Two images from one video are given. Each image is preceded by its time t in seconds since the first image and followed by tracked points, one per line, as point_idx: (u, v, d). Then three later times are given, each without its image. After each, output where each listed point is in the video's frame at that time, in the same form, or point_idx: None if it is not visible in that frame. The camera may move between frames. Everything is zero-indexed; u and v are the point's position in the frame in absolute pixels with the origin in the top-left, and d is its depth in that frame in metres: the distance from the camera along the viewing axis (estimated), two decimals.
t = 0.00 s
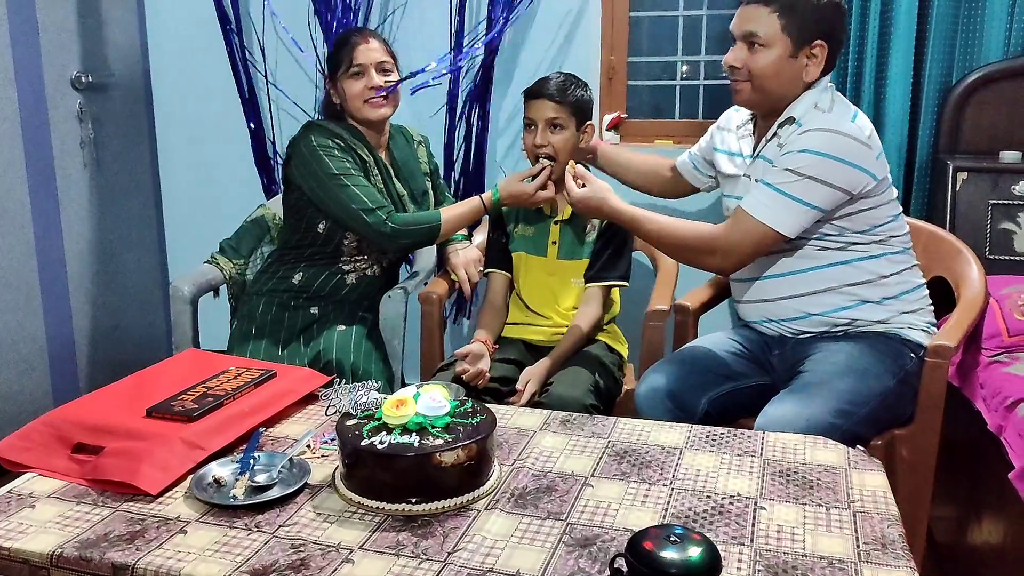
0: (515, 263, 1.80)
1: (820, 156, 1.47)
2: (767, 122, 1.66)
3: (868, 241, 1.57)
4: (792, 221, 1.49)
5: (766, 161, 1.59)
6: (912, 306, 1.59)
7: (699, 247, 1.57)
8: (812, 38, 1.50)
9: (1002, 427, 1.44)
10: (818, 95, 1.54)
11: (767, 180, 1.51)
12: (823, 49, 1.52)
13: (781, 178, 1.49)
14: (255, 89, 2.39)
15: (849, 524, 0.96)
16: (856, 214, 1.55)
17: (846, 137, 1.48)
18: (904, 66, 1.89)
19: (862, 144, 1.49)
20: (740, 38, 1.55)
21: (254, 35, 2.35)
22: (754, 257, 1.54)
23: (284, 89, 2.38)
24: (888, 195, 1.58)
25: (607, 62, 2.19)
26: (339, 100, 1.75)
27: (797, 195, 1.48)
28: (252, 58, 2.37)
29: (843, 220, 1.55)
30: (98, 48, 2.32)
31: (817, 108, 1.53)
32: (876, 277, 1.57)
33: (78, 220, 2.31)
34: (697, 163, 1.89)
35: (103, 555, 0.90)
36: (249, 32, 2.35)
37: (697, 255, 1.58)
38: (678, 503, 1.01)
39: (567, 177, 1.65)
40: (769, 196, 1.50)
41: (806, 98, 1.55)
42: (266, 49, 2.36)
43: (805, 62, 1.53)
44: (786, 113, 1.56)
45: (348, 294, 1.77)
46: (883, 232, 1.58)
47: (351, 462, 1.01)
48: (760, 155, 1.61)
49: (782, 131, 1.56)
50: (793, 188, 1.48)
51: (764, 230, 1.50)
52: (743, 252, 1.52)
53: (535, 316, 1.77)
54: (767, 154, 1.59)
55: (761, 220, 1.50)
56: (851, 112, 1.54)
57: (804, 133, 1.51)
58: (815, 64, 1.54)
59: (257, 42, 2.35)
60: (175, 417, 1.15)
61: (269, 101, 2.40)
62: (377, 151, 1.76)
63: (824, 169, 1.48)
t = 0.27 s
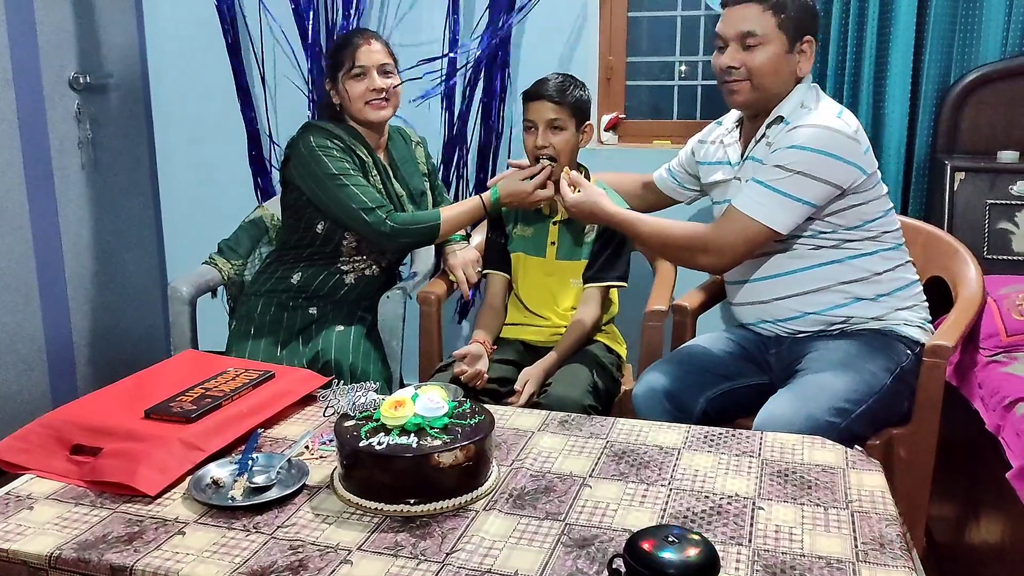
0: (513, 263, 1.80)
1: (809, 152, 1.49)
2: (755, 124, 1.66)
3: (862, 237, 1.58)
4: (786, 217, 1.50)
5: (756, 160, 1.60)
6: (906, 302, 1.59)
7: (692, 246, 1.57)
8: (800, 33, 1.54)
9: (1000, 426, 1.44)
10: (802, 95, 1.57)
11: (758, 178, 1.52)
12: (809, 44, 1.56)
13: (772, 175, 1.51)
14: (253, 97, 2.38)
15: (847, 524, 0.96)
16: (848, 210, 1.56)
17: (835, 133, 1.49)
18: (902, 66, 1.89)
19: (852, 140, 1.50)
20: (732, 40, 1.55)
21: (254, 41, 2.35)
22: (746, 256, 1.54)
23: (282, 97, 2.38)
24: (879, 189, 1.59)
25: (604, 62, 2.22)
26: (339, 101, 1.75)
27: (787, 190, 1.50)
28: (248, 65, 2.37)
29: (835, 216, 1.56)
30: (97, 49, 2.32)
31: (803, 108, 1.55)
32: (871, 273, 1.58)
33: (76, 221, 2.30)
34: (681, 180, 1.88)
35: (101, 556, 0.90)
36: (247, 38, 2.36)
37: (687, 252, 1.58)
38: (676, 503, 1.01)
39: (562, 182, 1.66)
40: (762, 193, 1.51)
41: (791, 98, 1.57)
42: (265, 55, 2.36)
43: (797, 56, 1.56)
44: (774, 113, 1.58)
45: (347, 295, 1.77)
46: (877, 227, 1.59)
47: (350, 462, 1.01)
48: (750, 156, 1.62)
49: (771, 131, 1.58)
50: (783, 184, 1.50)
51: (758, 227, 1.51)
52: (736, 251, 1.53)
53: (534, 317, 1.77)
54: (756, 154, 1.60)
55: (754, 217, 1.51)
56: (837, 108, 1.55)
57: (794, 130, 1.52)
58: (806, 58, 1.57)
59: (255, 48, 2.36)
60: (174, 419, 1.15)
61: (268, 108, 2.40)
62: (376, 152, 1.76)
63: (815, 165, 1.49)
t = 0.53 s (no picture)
0: (513, 265, 1.80)
1: (800, 156, 1.49)
2: (745, 127, 1.67)
3: (858, 238, 1.59)
4: (778, 221, 1.51)
5: (749, 165, 1.60)
6: (903, 302, 1.60)
7: (686, 249, 1.57)
8: (785, 31, 1.55)
9: (998, 426, 1.44)
10: (791, 97, 1.58)
11: (751, 183, 1.53)
12: (794, 41, 1.58)
13: (765, 179, 1.51)
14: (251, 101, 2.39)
15: (845, 523, 0.96)
16: (844, 211, 1.57)
17: (826, 136, 1.49)
18: (898, 65, 1.89)
19: (843, 142, 1.51)
20: (721, 44, 1.55)
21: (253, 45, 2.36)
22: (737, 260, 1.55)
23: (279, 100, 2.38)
24: (874, 190, 1.59)
25: (602, 62, 2.22)
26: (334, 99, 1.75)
27: (779, 195, 1.50)
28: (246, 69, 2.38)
29: (829, 219, 1.57)
30: (95, 49, 2.32)
31: (794, 111, 1.56)
32: (868, 274, 1.58)
33: (74, 221, 2.30)
34: (677, 182, 1.89)
35: (99, 556, 0.90)
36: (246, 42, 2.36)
37: (683, 256, 1.58)
38: (674, 502, 1.01)
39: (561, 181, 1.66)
40: (753, 198, 1.51)
41: (780, 101, 1.57)
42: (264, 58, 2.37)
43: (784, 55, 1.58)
44: (763, 118, 1.59)
45: (345, 295, 1.77)
46: (873, 228, 1.59)
47: (348, 463, 1.01)
48: (743, 160, 1.62)
49: (762, 135, 1.58)
50: (777, 188, 1.50)
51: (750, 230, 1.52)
52: (725, 255, 1.54)
53: (533, 317, 1.76)
54: (749, 158, 1.60)
55: (747, 222, 1.52)
56: (829, 110, 1.55)
57: (784, 134, 1.52)
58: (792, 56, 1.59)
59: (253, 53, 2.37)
60: (171, 418, 1.15)
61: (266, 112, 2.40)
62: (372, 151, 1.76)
63: (806, 169, 1.49)
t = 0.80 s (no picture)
0: (513, 266, 1.80)
1: (788, 159, 1.49)
2: (733, 130, 1.67)
3: (849, 238, 1.60)
4: (768, 224, 1.52)
5: (739, 169, 1.61)
6: (897, 299, 1.60)
7: (680, 254, 1.58)
8: (770, 36, 1.55)
9: (995, 425, 1.44)
10: (778, 101, 1.58)
11: (741, 187, 1.53)
12: (780, 45, 1.58)
13: (755, 183, 1.52)
14: (246, 105, 2.40)
15: (842, 523, 0.96)
16: (835, 211, 1.58)
17: (813, 138, 1.50)
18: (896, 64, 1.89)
19: (831, 144, 1.51)
20: (709, 49, 1.55)
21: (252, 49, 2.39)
22: (731, 263, 1.56)
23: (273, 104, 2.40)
24: (864, 190, 1.60)
25: (601, 61, 2.21)
26: (327, 100, 1.74)
27: (769, 198, 1.51)
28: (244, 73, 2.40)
29: (820, 220, 1.58)
30: (92, 49, 2.31)
31: (781, 115, 1.56)
32: (863, 271, 1.59)
33: (72, 221, 2.30)
34: (670, 181, 1.89)
35: (96, 557, 0.90)
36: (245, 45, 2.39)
37: (677, 260, 1.58)
38: (671, 502, 1.01)
39: (557, 187, 1.67)
40: (743, 202, 1.52)
41: (768, 104, 1.58)
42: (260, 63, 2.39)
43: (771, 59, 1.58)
44: (751, 122, 1.59)
45: (342, 295, 1.77)
46: (863, 227, 1.61)
47: (345, 462, 1.01)
48: (732, 163, 1.63)
49: (750, 139, 1.59)
50: (766, 192, 1.51)
51: (742, 233, 1.52)
52: (717, 259, 1.54)
53: (530, 316, 1.77)
54: (739, 162, 1.61)
55: (736, 225, 1.52)
56: (816, 113, 1.56)
57: (772, 138, 1.53)
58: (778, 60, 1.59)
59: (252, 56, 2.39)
60: (168, 419, 1.15)
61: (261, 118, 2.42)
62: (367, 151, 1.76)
63: (795, 172, 1.50)
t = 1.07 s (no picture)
0: (512, 266, 1.80)
1: (779, 160, 1.50)
2: (726, 131, 1.67)
3: (840, 237, 1.60)
4: (759, 225, 1.52)
5: (730, 170, 1.61)
6: (892, 296, 1.60)
7: (676, 255, 1.58)
8: (760, 38, 1.55)
9: (992, 424, 1.44)
10: (768, 103, 1.58)
11: (733, 188, 1.54)
12: (770, 48, 1.58)
13: (746, 184, 1.52)
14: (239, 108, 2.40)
15: (840, 521, 0.96)
16: (826, 211, 1.58)
17: (804, 139, 1.50)
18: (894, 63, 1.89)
19: (822, 144, 1.51)
20: (698, 53, 1.55)
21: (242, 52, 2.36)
22: (727, 263, 1.56)
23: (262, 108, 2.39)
24: (856, 189, 1.60)
25: (600, 61, 2.21)
26: (317, 100, 1.74)
27: (760, 199, 1.51)
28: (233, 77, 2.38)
29: (812, 219, 1.58)
30: (89, 48, 2.31)
31: (772, 116, 1.56)
32: (857, 267, 1.59)
33: (70, 221, 2.30)
34: (665, 181, 1.89)
35: (93, 557, 0.90)
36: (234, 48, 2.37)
37: (673, 261, 1.59)
38: (669, 502, 1.01)
39: (555, 187, 1.68)
40: (735, 202, 1.52)
41: (758, 106, 1.58)
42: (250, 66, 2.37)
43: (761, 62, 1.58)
44: (742, 124, 1.59)
45: (340, 294, 1.77)
46: (855, 226, 1.60)
47: (342, 462, 1.01)
48: (724, 165, 1.63)
49: (742, 140, 1.59)
50: (758, 193, 1.51)
51: (736, 234, 1.53)
52: (712, 260, 1.54)
53: (528, 315, 1.77)
54: (730, 163, 1.61)
55: (731, 226, 1.53)
56: (806, 113, 1.56)
57: (763, 139, 1.53)
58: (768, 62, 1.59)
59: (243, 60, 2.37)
60: (166, 418, 1.15)
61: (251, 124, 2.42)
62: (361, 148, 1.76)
63: (786, 173, 1.50)
